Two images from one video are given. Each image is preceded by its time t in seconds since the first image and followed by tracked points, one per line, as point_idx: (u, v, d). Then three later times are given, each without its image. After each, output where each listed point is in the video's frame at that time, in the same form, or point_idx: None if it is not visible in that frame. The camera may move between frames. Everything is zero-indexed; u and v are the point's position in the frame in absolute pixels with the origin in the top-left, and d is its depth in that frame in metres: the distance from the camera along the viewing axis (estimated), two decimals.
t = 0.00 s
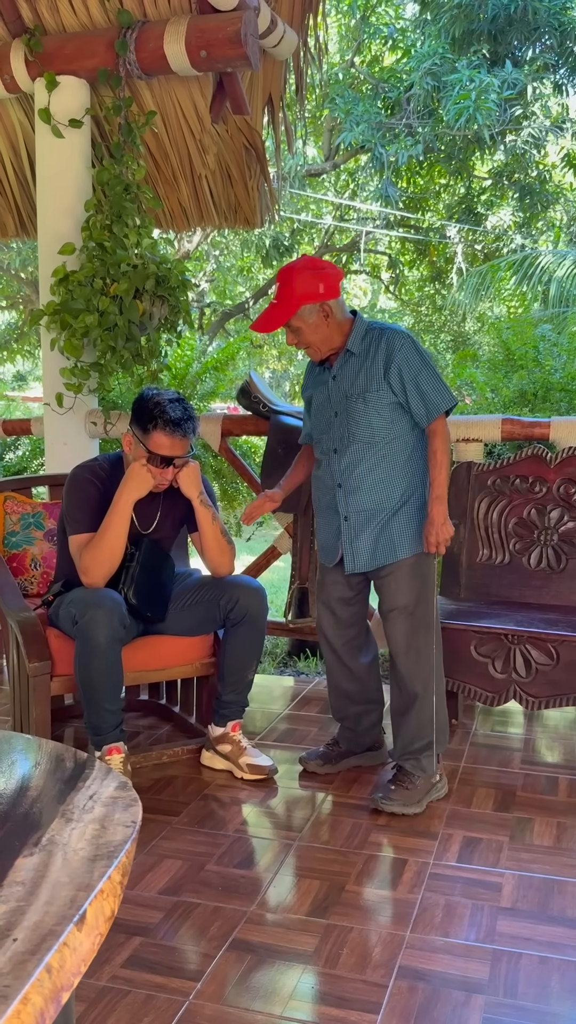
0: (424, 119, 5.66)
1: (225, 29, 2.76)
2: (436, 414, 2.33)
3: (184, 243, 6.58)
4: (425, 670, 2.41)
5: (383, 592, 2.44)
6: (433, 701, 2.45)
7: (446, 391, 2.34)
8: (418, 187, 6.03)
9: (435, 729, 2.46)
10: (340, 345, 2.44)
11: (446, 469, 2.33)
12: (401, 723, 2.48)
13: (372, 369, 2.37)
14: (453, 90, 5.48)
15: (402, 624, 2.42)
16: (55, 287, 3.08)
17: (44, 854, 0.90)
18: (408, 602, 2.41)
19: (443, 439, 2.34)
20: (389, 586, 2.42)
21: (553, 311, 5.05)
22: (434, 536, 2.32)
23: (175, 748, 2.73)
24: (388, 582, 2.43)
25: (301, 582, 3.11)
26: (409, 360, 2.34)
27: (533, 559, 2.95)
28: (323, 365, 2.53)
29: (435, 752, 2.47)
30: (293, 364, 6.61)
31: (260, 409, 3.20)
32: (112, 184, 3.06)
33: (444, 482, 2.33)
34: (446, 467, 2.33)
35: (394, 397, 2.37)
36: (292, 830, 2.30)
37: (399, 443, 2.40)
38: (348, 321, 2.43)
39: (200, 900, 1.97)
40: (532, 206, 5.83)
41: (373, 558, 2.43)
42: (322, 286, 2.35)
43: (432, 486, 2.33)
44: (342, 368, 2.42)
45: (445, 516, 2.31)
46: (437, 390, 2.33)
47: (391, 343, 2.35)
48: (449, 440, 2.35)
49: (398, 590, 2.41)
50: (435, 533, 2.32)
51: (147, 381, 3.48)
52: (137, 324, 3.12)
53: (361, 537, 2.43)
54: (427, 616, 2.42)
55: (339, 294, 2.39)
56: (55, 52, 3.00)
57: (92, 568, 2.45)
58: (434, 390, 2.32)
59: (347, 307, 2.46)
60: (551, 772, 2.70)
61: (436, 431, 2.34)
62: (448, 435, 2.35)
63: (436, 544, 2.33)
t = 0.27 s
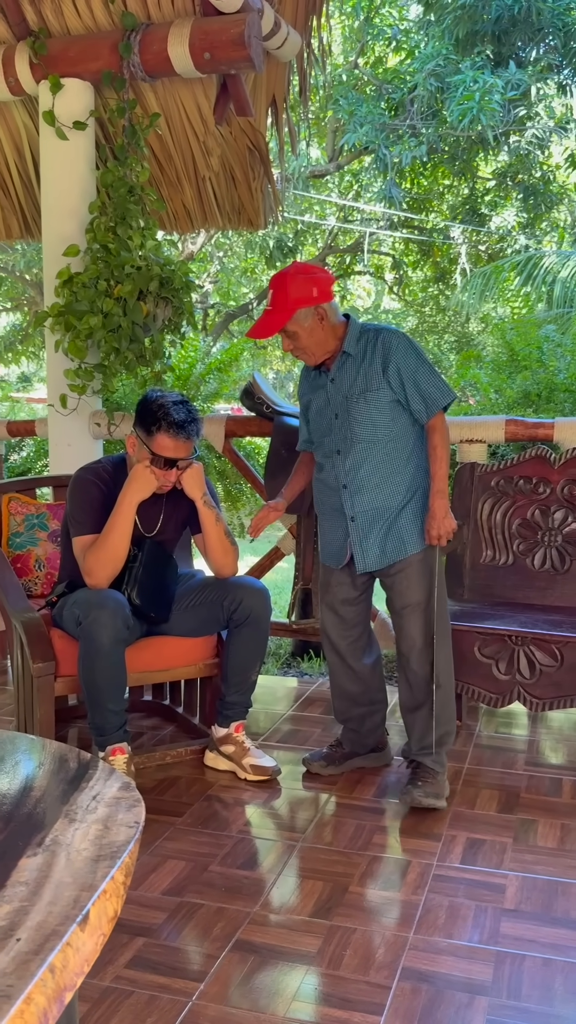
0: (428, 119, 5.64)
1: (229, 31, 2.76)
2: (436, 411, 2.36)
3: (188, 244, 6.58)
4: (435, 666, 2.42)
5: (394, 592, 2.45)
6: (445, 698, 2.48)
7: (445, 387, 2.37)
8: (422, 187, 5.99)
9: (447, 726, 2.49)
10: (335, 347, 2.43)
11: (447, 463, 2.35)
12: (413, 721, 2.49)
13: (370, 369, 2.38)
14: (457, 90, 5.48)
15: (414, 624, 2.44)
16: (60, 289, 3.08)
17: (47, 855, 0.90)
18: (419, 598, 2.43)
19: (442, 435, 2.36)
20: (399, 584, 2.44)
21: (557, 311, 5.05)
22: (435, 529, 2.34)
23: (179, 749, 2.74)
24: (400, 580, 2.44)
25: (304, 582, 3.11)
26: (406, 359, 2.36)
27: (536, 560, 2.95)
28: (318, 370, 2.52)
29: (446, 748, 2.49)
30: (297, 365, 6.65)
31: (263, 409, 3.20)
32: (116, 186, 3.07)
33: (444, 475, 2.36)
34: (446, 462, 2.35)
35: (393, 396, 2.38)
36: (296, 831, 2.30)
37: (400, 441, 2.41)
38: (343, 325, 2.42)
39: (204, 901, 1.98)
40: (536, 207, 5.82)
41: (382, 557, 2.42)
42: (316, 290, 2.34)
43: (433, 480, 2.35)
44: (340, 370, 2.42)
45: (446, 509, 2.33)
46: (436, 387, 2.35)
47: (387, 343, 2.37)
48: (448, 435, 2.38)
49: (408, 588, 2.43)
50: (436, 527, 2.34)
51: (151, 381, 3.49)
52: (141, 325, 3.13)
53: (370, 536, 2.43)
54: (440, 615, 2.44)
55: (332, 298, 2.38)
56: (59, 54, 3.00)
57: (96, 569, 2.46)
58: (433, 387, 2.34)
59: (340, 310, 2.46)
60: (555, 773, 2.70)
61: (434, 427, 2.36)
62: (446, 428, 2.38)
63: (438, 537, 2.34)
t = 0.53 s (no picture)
0: (432, 120, 5.65)
1: (233, 33, 2.77)
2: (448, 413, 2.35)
3: (193, 245, 6.59)
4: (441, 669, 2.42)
5: (399, 595, 2.45)
6: (452, 699, 2.48)
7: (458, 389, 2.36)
8: (426, 189, 6.03)
9: (457, 726, 2.49)
10: (358, 335, 2.45)
11: (454, 468, 2.35)
12: (422, 722, 2.50)
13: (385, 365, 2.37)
14: (461, 91, 5.47)
15: (419, 626, 2.44)
16: (64, 290, 3.09)
17: (51, 855, 0.90)
18: (423, 602, 2.43)
19: (452, 438, 2.36)
20: (404, 588, 2.43)
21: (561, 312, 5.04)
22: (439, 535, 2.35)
23: (183, 750, 2.74)
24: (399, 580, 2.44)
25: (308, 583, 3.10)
26: (423, 358, 2.35)
27: (541, 560, 2.95)
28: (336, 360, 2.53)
29: (456, 749, 2.49)
30: (301, 366, 6.65)
31: (268, 411, 3.21)
32: (120, 187, 3.08)
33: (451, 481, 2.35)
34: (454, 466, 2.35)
35: (406, 394, 2.38)
36: (300, 832, 2.30)
37: (410, 441, 2.39)
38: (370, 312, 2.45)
39: (208, 902, 1.98)
40: (540, 208, 5.81)
41: (384, 554, 2.43)
42: (350, 269, 2.37)
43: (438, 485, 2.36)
44: (357, 362, 2.42)
45: (450, 514, 2.34)
46: (450, 388, 2.34)
47: (405, 341, 2.37)
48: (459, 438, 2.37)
49: (412, 592, 2.43)
50: (439, 532, 2.35)
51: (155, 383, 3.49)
52: (145, 327, 3.13)
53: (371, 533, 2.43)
54: (444, 616, 2.43)
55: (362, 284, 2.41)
56: (63, 56, 3.01)
57: (100, 569, 2.46)
58: (447, 388, 2.34)
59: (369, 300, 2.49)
60: (559, 774, 2.70)
61: (445, 430, 2.36)
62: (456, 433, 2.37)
63: (441, 543, 2.35)
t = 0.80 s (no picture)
0: (433, 121, 5.65)
1: (234, 33, 2.77)
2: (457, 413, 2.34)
3: (193, 246, 6.59)
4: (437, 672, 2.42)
5: (394, 595, 2.45)
6: (447, 699, 2.47)
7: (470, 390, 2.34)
8: (426, 190, 6.03)
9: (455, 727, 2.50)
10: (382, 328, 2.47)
11: (459, 470, 2.33)
12: (419, 724, 2.49)
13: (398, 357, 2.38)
14: (462, 92, 5.48)
15: (414, 629, 2.43)
16: (64, 290, 3.09)
17: (51, 855, 0.91)
18: (419, 605, 2.43)
19: (460, 440, 2.35)
20: (401, 590, 2.44)
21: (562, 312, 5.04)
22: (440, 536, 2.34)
23: (183, 750, 2.74)
24: (389, 572, 2.45)
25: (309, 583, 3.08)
26: (437, 355, 2.34)
27: (541, 560, 2.95)
28: (356, 348, 2.56)
29: (455, 749, 2.50)
30: (302, 367, 6.61)
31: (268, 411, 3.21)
32: (121, 187, 3.08)
33: (454, 483, 2.34)
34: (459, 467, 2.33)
35: (418, 388, 2.38)
36: (300, 832, 2.30)
37: (414, 435, 2.39)
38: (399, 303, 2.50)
39: (208, 902, 1.98)
40: (540, 208, 5.81)
41: (377, 543, 2.44)
42: (387, 258, 2.41)
43: (441, 486, 2.35)
44: (374, 352, 2.44)
45: (451, 517, 2.32)
46: (461, 388, 2.33)
47: (423, 337, 2.37)
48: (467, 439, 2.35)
49: (409, 595, 2.43)
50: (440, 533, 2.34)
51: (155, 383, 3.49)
52: (145, 327, 3.13)
53: (365, 520, 2.45)
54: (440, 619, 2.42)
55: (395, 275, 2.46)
56: (64, 56, 3.01)
57: (101, 569, 2.46)
58: (459, 388, 2.33)
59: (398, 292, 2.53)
60: (559, 774, 2.70)
61: (454, 430, 2.35)
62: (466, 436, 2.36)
63: (442, 544, 2.35)
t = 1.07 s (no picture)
0: (431, 121, 5.66)
1: (233, 33, 2.77)
2: (457, 419, 2.33)
3: (192, 246, 6.59)
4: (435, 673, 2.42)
5: (396, 596, 2.46)
6: (448, 699, 2.47)
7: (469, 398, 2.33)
8: (425, 188, 5.97)
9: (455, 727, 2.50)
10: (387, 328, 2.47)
11: (458, 476, 2.33)
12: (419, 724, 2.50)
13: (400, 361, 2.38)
14: (461, 92, 5.48)
15: (414, 629, 2.43)
16: (63, 290, 3.09)
17: (51, 855, 0.90)
18: (420, 606, 2.43)
19: (459, 447, 2.34)
20: (401, 591, 2.44)
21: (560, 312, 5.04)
22: (438, 544, 2.35)
23: (182, 751, 2.74)
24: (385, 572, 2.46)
25: (308, 583, 3.09)
26: (439, 362, 2.33)
27: (540, 561, 2.95)
28: (359, 348, 2.56)
29: (455, 750, 2.50)
30: (300, 367, 6.61)
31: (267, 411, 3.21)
32: (120, 187, 3.08)
33: (453, 490, 2.34)
34: (458, 475, 2.33)
35: (419, 393, 2.38)
36: (299, 832, 2.30)
37: (413, 438, 2.39)
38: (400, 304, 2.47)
39: (207, 902, 1.98)
40: (539, 208, 5.82)
41: (372, 545, 2.45)
42: (385, 260, 2.40)
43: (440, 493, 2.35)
44: (376, 353, 2.44)
45: (448, 526, 2.33)
46: (461, 396, 2.32)
47: (426, 342, 2.35)
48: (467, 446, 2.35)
49: (409, 595, 2.43)
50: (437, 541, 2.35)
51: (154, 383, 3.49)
52: (144, 327, 3.13)
53: (362, 520, 2.46)
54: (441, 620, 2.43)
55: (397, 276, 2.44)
56: (63, 56, 3.01)
57: (100, 570, 2.46)
58: (459, 396, 2.32)
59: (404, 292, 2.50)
60: (558, 774, 2.70)
61: (453, 437, 2.35)
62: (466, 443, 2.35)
63: (439, 553, 2.35)
